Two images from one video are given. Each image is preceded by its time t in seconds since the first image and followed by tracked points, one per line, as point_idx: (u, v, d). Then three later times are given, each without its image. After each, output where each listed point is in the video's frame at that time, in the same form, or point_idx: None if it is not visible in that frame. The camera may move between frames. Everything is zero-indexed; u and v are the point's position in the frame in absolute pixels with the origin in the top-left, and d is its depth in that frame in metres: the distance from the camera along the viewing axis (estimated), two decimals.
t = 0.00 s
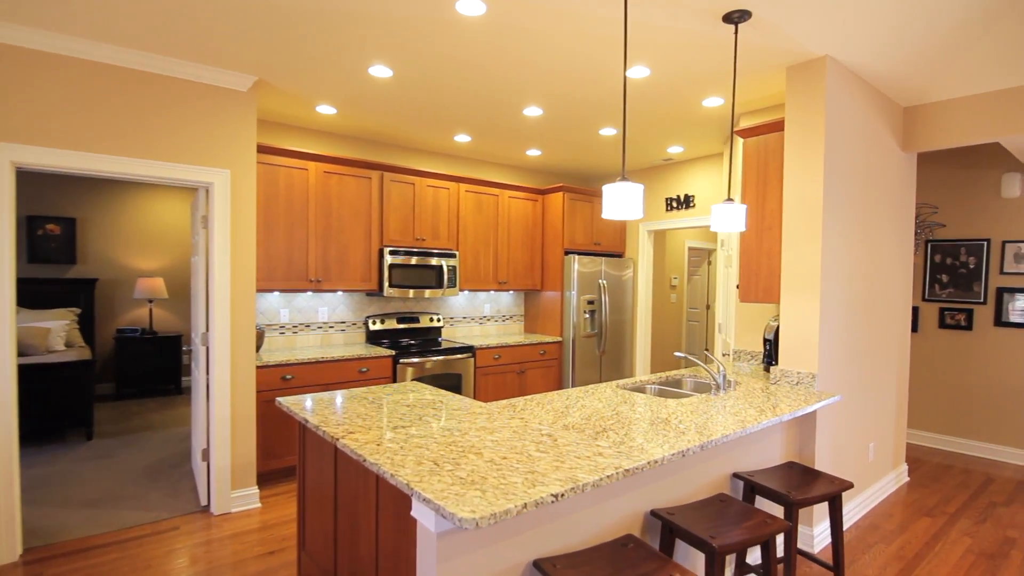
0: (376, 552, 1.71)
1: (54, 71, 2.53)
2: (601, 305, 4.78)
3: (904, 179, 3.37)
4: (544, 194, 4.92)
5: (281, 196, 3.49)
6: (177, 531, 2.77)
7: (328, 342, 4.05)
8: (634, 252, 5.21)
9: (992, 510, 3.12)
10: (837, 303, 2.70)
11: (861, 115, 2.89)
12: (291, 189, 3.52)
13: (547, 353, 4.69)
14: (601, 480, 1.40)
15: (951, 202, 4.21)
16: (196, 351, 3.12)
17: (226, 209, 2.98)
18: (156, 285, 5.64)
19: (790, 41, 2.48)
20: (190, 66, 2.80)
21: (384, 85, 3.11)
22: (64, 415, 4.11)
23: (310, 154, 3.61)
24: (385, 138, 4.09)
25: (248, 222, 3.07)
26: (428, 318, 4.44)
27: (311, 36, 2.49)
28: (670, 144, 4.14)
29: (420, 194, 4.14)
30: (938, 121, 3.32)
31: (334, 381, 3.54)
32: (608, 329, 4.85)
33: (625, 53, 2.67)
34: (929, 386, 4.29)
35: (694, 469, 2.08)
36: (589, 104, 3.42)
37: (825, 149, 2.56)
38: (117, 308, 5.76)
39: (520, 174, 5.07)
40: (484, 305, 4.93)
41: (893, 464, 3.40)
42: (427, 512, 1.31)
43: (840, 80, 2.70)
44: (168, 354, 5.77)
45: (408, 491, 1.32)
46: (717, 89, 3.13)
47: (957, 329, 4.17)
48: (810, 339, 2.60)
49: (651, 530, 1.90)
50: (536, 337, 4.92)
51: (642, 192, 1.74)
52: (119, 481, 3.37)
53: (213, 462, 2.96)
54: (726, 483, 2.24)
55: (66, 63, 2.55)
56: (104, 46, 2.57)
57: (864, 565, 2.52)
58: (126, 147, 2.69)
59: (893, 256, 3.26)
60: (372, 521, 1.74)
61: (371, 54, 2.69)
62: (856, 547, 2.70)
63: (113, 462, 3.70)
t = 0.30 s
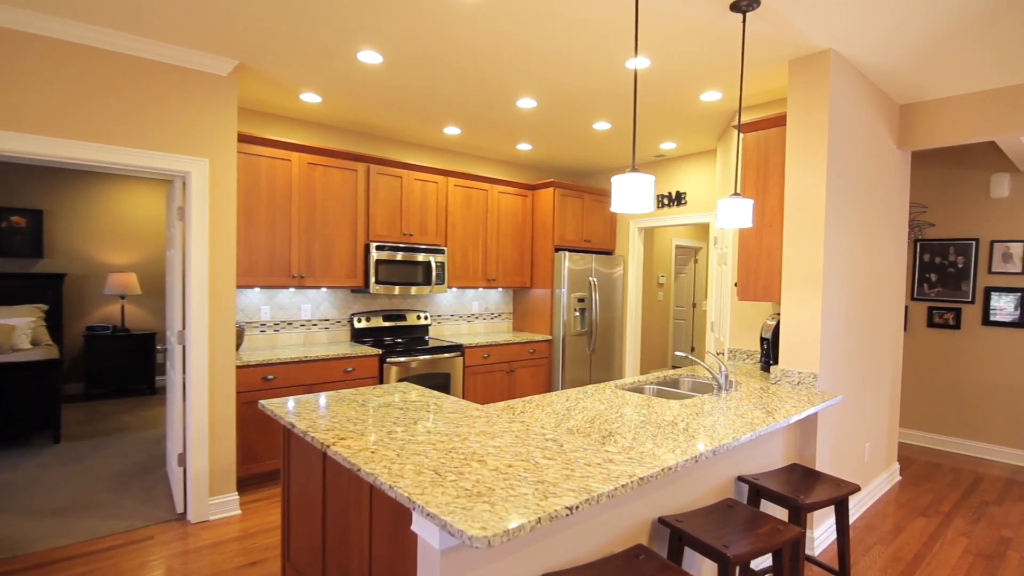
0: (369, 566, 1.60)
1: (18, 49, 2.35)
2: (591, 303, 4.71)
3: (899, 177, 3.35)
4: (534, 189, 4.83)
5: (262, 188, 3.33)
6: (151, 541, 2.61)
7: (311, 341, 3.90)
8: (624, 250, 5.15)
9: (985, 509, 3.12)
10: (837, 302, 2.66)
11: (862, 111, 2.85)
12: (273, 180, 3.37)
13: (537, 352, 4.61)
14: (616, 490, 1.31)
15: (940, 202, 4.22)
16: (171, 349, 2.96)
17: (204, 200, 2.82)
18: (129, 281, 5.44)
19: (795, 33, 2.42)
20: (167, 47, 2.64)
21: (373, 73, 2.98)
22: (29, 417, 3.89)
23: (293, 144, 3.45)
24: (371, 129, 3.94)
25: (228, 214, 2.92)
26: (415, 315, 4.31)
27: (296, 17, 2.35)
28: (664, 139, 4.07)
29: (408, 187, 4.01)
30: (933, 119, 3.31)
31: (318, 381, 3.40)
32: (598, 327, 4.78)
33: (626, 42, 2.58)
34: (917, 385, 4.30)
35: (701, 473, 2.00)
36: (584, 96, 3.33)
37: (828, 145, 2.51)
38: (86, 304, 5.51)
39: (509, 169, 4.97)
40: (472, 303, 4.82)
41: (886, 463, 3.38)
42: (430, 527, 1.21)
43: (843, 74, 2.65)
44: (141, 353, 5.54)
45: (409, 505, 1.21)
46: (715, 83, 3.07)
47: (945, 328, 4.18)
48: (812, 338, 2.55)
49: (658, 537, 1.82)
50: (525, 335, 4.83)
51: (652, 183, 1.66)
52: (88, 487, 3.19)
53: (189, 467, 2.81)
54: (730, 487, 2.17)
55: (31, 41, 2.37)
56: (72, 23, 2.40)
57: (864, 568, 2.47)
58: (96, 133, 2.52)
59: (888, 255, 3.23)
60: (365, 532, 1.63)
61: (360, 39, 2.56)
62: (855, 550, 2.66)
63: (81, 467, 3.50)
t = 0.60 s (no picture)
0: None
1: None
2: (582, 301, 4.65)
3: (895, 175, 3.33)
4: (525, 185, 4.75)
5: (245, 181, 3.20)
6: (129, 552, 2.48)
7: (296, 340, 3.78)
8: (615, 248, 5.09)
9: (980, 507, 3.11)
10: (838, 299, 2.62)
11: (861, 106, 2.82)
12: (256, 173, 3.24)
13: (528, 351, 4.53)
14: (630, 499, 1.23)
15: (930, 200, 4.23)
16: (150, 350, 2.82)
17: (185, 193, 2.69)
18: (105, 278, 5.28)
19: (798, 25, 2.36)
20: (144, 31, 2.50)
21: (362, 62, 2.87)
22: None
23: (277, 136, 3.33)
24: (359, 122, 3.83)
25: (209, 208, 2.79)
26: (404, 314, 4.20)
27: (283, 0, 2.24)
28: (658, 136, 4.03)
29: (396, 182, 3.90)
30: (929, 116, 3.29)
31: (304, 382, 3.28)
32: (590, 326, 4.72)
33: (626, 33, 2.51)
34: (908, 383, 4.31)
35: (706, 476, 1.94)
36: (580, 88, 3.26)
37: (830, 140, 2.46)
38: (60, 303, 5.30)
39: (499, 165, 4.88)
40: (462, 301, 4.73)
41: (882, 462, 3.36)
42: (433, 542, 1.12)
43: (843, 68, 2.61)
44: (117, 354, 5.35)
45: (411, 519, 1.12)
46: (713, 76, 3.01)
47: (936, 326, 4.19)
48: (813, 336, 2.50)
49: (665, 546, 1.75)
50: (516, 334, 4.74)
51: (658, 177, 1.59)
52: (60, 495, 3.03)
53: (169, 473, 2.68)
54: (735, 490, 2.11)
55: None
56: (43, 3, 2.25)
57: (866, 569, 2.44)
58: (69, 121, 2.38)
59: (885, 252, 3.21)
60: (359, 545, 1.53)
61: (349, 24, 2.45)
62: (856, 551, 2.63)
63: (53, 473, 3.34)
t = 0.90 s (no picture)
0: None
1: None
2: (578, 298, 4.57)
3: (898, 169, 3.28)
4: (519, 180, 4.65)
5: (230, 174, 3.07)
6: (110, 564, 2.36)
7: (285, 339, 3.65)
8: (611, 243, 5.01)
9: (983, 505, 3.08)
10: (845, 296, 2.55)
11: (867, 98, 2.75)
12: (242, 166, 3.10)
13: (524, 350, 4.44)
14: (652, 511, 1.14)
15: (928, 195, 4.20)
16: (130, 351, 2.68)
17: (166, 186, 2.55)
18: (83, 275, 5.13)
19: (808, 13, 2.28)
20: (122, 14, 2.36)
21: (352, 48, 2.74)
22: None
23: (264, 127, 3.19)
24: (349, 113, 3.70)
25: (191, 202, 2.65)
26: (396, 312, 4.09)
27: None
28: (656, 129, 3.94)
29: (388, 175, 3.79)
30: (932, 110, 3.24)
31: (293, 383, 3.16)
32: (586, 323, 4.64)
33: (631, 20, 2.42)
34: (905, 379, 4.28)
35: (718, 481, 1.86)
36: (580, 79, 3.16)
37: (839, 132, 2.39)
38: (37, 302, 5.11)
39: (492, 159, 4.77)
40: (455, 298, 4.62)
41: (883, 460, 3.32)
42: (442, 563, 1.02)
43: (851, 58, 2.54)
44: (98, 354, 5.18)
45: (417, 538, 1.02)
46: (715, 67, 2.93)
47: (933, 322, 4.16)
48: (821, 334, 2.44)
49: (679, 555, 1.67)
50: (511, 331, 4.65)
51: (675, 166, 1.53)
52: (36, 503, 2.89)
53: (151, 479, 2.55)
54: (746, 495, 2.04)
55: None
56: None
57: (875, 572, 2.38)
58: (42, 109, 2.24)
59: (888, 248, 3.15)
60: (357, 561, 1.42)
61: (339, 7, 2.32)
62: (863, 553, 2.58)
63: (29, 480, 3.19)
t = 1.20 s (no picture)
0: None
1: None
2: (575, 295, 4.51)
3: (901, 163, 3.22)
4: (513, 176, 4.56)
5: (214, 169, 2.93)
6: None
7: (273, 340, 3.52)
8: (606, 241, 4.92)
9: (988, 504, 3.04)
10: (854, 293, 2.48)
11: (874, 89, 2.68)
12: (226, 160, 2.97)
13: (519, 349, 4.34)
14: (678, 528, 1.05)
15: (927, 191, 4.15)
16: (109, 355, 2.54)
17: (146, 180, 2.42)
18: (61, 275, 4.98)
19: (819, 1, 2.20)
20: None
21: (343, 36, 2.63)
22: None
23: (250, 121, 3.06)
24: (338, 107, 3.58)
25: (173, 197, 2.52)
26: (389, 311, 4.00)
27: None
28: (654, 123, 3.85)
29: (380, 171, 3.67)
30: (935, 103, 3.18)
31: (282, 387, 3.04)
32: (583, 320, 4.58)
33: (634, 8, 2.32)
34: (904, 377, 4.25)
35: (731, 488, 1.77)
36: (578, 70, 3.06)
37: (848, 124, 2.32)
38: (13, 303, 4.92)
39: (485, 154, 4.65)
40: (448, 297, 4.51)
41: (887, 460, 3.26)
42: None
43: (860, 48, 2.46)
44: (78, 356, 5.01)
45: (424, 565, 0.92)
46: (718, 58, 2.84)
47: (932, 318, 4.13)
48: (829, 332, 2.38)
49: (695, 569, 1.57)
50: (506, 330, 4.56)
51: (691, 154, 1.51)
52: (10, 516, 2.74)
53: (133, 490, 2.43)
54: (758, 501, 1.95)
55: None
56: None
57: None
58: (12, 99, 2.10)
59: (892, 243, 3.09)
60: None
61: None
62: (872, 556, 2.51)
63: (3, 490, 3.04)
